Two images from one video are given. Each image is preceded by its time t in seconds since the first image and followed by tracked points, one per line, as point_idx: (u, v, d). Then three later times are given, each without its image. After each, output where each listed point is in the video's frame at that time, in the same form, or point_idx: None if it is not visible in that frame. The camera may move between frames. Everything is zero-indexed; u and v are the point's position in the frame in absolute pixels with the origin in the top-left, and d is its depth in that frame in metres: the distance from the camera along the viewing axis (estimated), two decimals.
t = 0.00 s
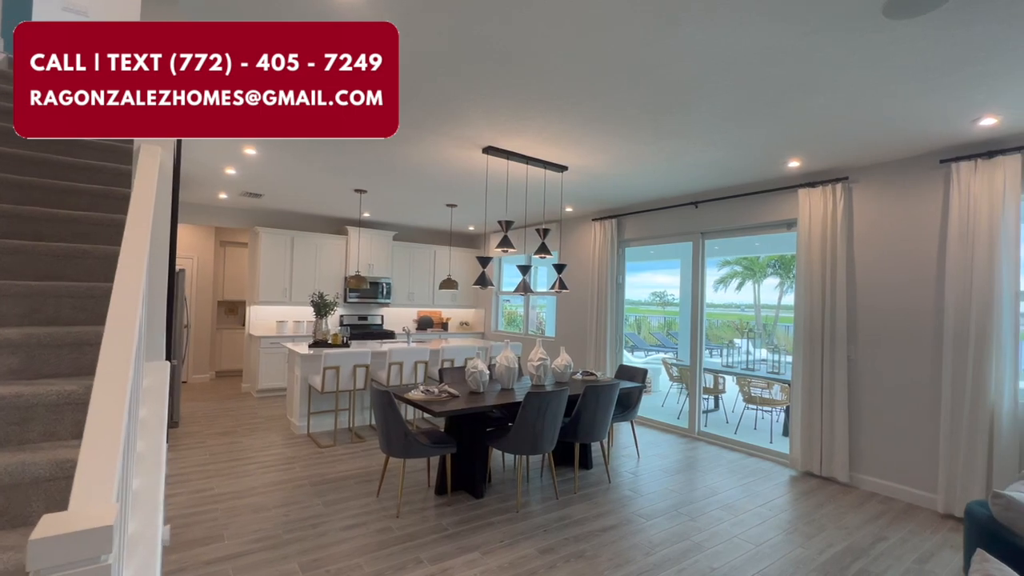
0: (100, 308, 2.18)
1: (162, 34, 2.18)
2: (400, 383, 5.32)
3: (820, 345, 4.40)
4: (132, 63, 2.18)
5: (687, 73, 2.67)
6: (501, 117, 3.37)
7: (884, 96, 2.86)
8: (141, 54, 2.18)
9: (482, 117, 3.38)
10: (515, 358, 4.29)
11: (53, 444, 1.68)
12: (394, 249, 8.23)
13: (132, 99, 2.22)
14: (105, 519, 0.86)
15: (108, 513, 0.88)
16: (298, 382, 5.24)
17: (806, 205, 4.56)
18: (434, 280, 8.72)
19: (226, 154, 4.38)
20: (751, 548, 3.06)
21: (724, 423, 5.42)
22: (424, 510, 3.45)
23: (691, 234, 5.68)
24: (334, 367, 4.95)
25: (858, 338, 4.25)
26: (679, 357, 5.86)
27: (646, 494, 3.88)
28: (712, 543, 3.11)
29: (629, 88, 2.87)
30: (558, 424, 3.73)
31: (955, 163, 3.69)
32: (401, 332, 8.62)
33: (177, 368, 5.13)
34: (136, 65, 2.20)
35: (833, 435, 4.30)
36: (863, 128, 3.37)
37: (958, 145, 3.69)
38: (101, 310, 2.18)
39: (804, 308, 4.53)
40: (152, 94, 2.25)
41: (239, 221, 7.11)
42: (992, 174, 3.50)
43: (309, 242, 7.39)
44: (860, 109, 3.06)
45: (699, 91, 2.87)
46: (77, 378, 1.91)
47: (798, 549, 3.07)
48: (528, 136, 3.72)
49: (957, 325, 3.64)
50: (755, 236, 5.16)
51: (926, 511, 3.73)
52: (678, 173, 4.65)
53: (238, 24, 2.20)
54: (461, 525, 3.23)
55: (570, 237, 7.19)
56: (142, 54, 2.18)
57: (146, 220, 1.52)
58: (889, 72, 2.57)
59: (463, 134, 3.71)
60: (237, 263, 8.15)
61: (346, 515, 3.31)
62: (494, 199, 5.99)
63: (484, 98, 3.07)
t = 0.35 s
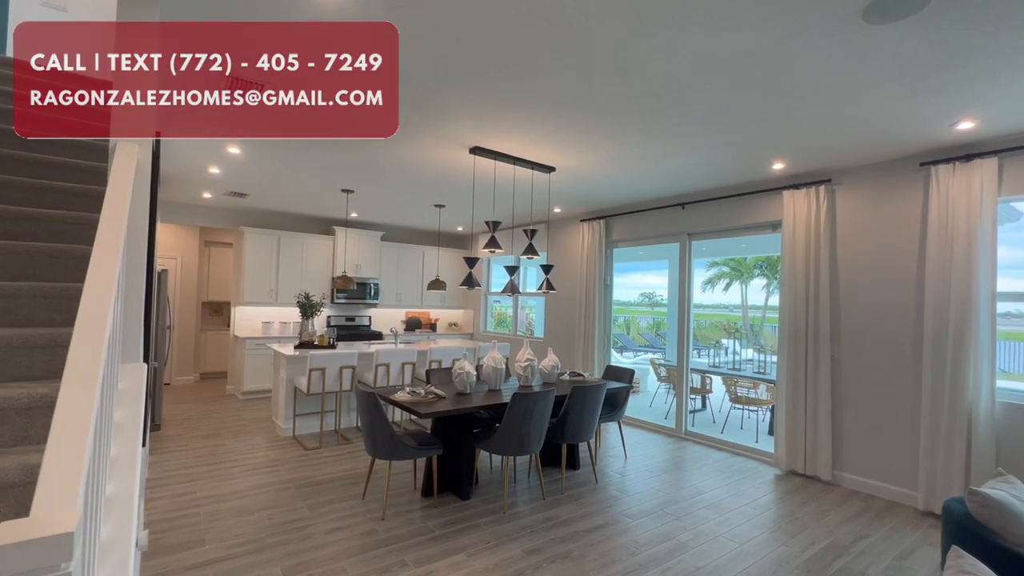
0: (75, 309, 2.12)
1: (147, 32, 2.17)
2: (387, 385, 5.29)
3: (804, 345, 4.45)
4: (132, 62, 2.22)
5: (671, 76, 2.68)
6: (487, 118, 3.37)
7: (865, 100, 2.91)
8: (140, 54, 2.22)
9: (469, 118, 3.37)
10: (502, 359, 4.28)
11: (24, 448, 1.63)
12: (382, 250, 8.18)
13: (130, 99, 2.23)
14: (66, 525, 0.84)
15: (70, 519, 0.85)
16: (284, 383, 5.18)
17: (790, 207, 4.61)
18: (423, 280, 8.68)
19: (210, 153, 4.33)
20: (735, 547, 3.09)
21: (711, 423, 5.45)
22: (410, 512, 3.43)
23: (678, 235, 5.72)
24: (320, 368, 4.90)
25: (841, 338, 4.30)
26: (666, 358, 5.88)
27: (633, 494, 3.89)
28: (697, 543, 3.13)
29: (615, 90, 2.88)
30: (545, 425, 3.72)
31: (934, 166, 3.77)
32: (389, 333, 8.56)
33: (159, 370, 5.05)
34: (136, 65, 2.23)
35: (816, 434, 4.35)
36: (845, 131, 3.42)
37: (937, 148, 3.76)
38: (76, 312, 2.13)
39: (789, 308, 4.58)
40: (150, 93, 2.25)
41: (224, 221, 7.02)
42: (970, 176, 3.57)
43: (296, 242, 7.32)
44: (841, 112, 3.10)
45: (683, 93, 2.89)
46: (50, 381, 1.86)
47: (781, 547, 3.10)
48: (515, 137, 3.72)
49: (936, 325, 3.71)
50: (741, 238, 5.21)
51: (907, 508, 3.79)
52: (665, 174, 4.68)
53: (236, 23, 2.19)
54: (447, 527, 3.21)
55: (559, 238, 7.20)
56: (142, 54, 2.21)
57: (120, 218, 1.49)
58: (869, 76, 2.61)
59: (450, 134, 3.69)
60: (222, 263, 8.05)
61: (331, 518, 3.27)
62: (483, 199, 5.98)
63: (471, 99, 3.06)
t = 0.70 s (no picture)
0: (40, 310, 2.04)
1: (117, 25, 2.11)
2: (369, 386, 5.23)
3: (782, 344, 4.53)
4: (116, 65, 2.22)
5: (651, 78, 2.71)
6: (469, 118, 3.36)
7: (839, 104, 2.97)
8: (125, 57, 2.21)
9: (450, 118, 3.35)
10: (485, 360, 4.26)
11: None
12: (365, 250, 8.10)
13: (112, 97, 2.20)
14: (20, 530, 0.79)
15: (25, 525, 0.81)
16: (263, 386, 5.10)
17: (769, 209, 4.69)
18: (406, 281, 8.62)
19: (187, 151, 4.25)
20: (715, 544, 3.12)
21: (693, 422, 5.51)
22: (391, 514, 3.40)
23: (660, 236, 5.78)
24: (300, 370, 4.83)
25: (818, 338, 4.39)
26: (649, 358, 5.93)
27: (615, 493, 3.92)
28: (677, 541, 3.15)
29: (596, 91, 2.90)
30: (527, 425, 3.73)
31: (906, 170, 3.86)
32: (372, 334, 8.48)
33: (133, 372, 4.92)
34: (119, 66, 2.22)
35: (794, 432, 4.43)
36: (821, 134, 3.49)
37: (908, 152, 3.87)
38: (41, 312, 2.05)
39: (768, 308, 4.65)
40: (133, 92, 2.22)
41: (202, 221, 6.89)
42: (939, 180, 3.68)
43: (276, 241, 7.21)
44: (816, 116, 3.16)
45: (663, 94, 2.91)
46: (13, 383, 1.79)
47: (759, 543, 3.15)
48: (498, 137, 3.71)
49: (907, 324, 3.81)
50: (723, 239, 5.28)
51: (880, 504, 3.88)
52: (647, 176, 4.73)
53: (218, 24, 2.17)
54: (428, 529, 3.19)
55: (543, 239, 7.22)
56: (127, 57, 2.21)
57: (85, 216, 1.45)
58: (842, 80, 2.67)
59: (432, 134, 3.67)
60: (200, 263, 7.90)
61: (311, 522, 3.22)
62: (467, 200, 5.96)
63: (452, 99, 3.05)
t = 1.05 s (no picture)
0: None
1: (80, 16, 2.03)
2: (348, 388, 5.16)
3: (759, 344, 4.61)
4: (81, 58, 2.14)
5: (630, 80, 2.72)
6: (449, 118, 3.34)
7: (813, 109, 3.03)
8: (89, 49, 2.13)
9: (430, 117, 3.33)
10: (465, 360, 4.24)
11: None
12: (344, 250, 7.99)
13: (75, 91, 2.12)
14: None
15: None
16: (238, 388, 4.99)
17: (746, 211, 4.77)
18: (387, 282, 8.53)
19: (158, 148, 4.14)
20: (693, 542, 3.15)
21: (673, 421, 5.57)
22: (369, 517, 3.35)
23: (640, 237, 5.83)
24: (277, 372, 4.74)
25: (793, 337, 4.48)
26: (630, 358, 5.97)
27: (595, 492, 3.93)
28: (656, 539, 3.18)
29: (575, 92, 2.91)
30: (508, 426, 3.72)
31: (876, 174, 3.97)
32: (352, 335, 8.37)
33: (101, 375, 4.77)
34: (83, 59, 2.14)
35: (770, 430, 4.51)
36: (795, 138, 3.55)
37: (878, 157, 3.97)
38: None
39: (745, 308, 4.73)
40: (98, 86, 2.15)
41: (176, 219, 6.71)
42: (908, 184, 3.79)
43: (253, 241, 7.06)
44: (791, 120, 3.22)
45: (641, 97, 2.94)
46: None
47: (736, 540, 3.19)
48: (478, 137, 3.70)
49: (878, 324, 3.91)
50: (702, 241, 5.34)
51: (852, 499, 3.98)
52: (627, 177, 4.76)
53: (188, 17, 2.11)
54: (407, 531, 3.15)
55: (525, 239, 7.22)
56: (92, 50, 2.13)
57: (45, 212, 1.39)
58: (815, 85, 2.72)
59: (411, 133, 3.64)
60: (173, 263, 7.71)
61: (286, 527, 3.16)
62: (448, 200, 5.93)
63: (431, 98, 3.02)
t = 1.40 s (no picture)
0: None
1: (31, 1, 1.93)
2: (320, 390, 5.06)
3: (731, 344, 4.70)
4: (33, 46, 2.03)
5: (606, 82, 2.74)
6: (425, 116, 3.30)
7: (782, 114, 3.11)
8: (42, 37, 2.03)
9: (405, 115, 3.29)
10: (441, 361, 4.20)
11: None
12: (318, 249, 7.84)
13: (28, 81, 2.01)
14: None
15: None
16: (206, 391, 4.84)
17: (719, 213, 4.87)
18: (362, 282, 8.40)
19: (121, 142, 3.98)
20: (666, 539, 3.19)
21: (648, 420, 5.63)
22: (342, 522, 3.29)
23: (617, 238, 5.89)
24: (246, 374, 4.61)
25: (764, 337, 4.58)
26: (607, 358, 6.02)
27: (571, 492, 3.95)
28: (630, 537, 3.20)
29: (551, 93, 2.91)
30: (484, 427, 3.69)
31: (842, 178, 4.10)
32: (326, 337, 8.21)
33: (59, 379, 4.56)
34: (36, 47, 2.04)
35: (742, 428, 4.61)
36: (766, 142, 3.64)
37: (844, 161, 4.10)
38: None
39: (718, 308, 4.82)
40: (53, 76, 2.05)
41: (140, 217, 6.48)
42: (871, 188, 3.93)
43: (222, 240, 6.87)
44: (760, 124, 3.30)
45: (616, 98, 2.96)
46: None
47: (708, 537, 3.24)
48: (454, 136, 3.67)
49: (843, 323, 4.03)
50: (677, 242, 5.41)
51: (819, 494, 4.10)
52: (603, 179, 4.80)
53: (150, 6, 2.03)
54: (381, 535, 3.10)
55: (502, 240, 7.21)
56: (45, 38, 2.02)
57: None
58: (783, 91, 2.79)
59: (386, 131, 3.58)
60: (138, 262, 7.45)
61: (255, 534, 3.07)
62: (424, 199, 5.88)
63: (406, 95, 2.99)
